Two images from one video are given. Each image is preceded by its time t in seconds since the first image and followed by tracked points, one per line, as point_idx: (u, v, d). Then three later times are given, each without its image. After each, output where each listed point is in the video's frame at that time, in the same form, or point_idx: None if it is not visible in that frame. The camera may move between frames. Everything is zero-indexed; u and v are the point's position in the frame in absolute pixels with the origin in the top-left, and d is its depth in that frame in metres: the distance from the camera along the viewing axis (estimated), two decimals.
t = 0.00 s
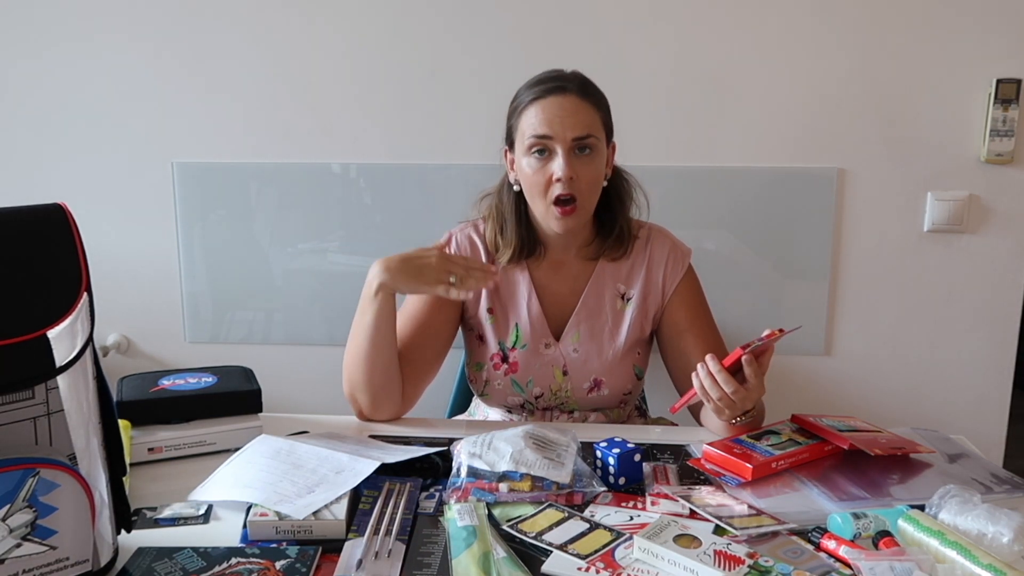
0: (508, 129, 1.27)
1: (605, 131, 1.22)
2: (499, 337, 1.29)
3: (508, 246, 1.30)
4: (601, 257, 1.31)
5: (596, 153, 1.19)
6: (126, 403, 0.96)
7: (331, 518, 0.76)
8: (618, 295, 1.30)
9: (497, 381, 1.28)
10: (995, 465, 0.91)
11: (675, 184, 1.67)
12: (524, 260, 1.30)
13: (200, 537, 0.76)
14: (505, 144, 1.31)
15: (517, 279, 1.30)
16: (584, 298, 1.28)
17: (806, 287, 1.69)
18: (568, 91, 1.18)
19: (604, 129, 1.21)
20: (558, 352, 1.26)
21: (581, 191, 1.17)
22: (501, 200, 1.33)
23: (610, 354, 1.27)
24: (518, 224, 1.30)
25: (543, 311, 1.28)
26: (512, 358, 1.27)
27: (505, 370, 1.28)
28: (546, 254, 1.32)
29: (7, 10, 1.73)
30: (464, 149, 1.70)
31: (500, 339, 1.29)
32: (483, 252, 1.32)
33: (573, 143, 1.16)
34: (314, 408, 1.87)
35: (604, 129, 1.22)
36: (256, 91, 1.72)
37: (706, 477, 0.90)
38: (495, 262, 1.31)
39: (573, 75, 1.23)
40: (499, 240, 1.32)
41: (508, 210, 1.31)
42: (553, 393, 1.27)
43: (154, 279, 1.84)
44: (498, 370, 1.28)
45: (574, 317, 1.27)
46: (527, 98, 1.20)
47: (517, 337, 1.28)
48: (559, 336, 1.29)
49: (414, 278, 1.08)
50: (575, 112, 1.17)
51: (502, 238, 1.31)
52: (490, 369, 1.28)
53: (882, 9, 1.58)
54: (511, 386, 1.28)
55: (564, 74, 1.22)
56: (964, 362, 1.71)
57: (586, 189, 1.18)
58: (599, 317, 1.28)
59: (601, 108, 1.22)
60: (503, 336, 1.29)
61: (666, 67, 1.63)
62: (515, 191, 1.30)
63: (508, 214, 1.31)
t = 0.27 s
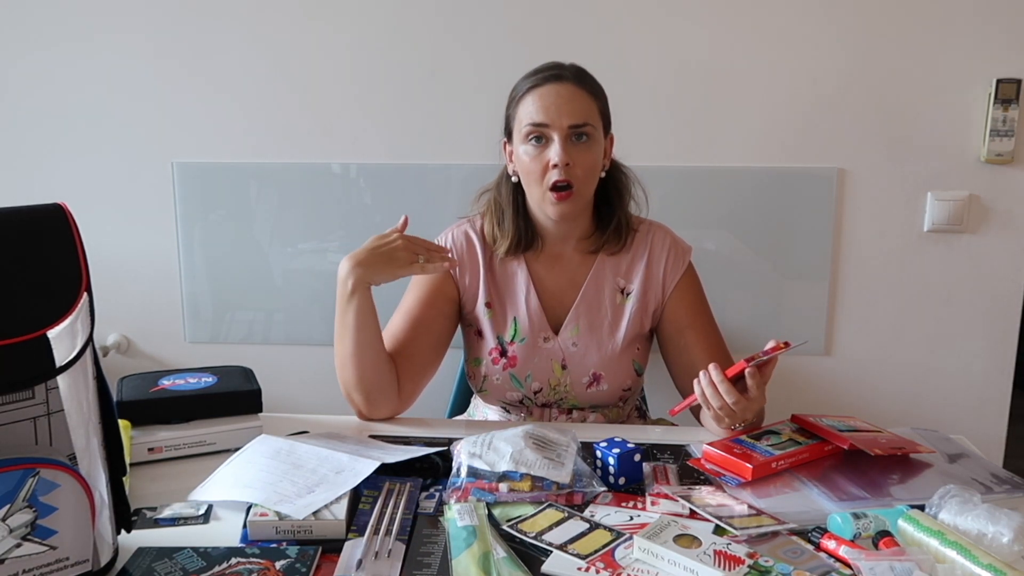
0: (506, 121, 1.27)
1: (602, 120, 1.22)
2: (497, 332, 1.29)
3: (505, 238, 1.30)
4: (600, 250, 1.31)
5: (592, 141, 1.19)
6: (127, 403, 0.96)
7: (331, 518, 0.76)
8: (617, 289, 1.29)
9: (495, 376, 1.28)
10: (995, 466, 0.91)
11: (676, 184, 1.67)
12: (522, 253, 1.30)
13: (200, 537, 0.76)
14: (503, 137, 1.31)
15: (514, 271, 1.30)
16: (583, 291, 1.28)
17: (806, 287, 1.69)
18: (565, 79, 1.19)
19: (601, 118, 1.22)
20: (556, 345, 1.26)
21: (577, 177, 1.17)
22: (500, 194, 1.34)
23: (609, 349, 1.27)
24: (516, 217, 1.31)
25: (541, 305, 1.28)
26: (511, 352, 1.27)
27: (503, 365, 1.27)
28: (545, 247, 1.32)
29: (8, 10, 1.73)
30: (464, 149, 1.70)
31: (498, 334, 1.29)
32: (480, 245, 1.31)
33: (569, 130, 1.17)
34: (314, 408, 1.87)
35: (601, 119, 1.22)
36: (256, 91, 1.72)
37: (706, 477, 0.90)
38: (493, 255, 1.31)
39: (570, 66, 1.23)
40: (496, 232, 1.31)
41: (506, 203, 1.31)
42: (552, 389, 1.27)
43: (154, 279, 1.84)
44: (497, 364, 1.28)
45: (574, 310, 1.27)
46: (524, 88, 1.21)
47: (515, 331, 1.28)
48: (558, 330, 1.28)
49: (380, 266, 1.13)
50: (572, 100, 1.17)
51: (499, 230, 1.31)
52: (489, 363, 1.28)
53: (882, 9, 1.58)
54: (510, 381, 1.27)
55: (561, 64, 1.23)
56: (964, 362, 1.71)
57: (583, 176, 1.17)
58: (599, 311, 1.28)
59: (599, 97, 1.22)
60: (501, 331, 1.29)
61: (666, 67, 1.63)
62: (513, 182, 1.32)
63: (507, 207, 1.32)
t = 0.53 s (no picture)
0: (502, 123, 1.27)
1: (598, 120, 1.22)
2: (497, 333, 1.29)
3: (504, 240, 1.30)
4: (599, 251, 1.31)
5: (589, 140, 1.19)
6: (126, 403, 0.96)
7: (331, 518, 0.76)
8: (617, 290, 1.29)
9: (495, 378, 1.28)
10: (995, 466, 0.91)
11: (676, 184, 1.67)
12: (521, 255, 1.30)
13: (200, 537, 0.76)
14: (500, 139, 1.31)
15: (514, 273, 1.30)
16: (582, 292, 1.28)
17: (806, 287, 1.69)
18: (559, 80, 1.19)
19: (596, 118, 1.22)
20: (556, 346, 1.26)
21: (575, 176, 1.16)
22: (497, 196, 1.33)
23: (609, 350, 1.27)
24: (514, 219, 1.30)
25: (541, 306, 1.28)
26: (510, 353, 1.27)
27: (503, 366, 1.28)
28: (544, 249, 1.32)
29: (8, 10, 1.73)
30: (464, 149, 1.70)
31: (498, 335, 1.29)
32: (479, 247, 1.31)
33: (565, 130, 1.16)
34: (314, 408, 1.87)
35: (596, 119, 1.22)
36: (256, 91, 1.72)
37: (706, 477, 0.90)
38: (493, 257, 1.31)
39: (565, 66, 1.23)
40: (495, 234, 1.31)
41: (505, 205, 1.31)
42: (551, 390, 1.27)
43: (154, 279, 1.84)
44: (497, 366, 1.28)
45: (573, 311, 1.27)
46: (520, 89, 1.21)
47: (515, 332, 1.28)
48: (557, 331, 1.28)
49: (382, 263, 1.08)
50: (567, 100, 1.17)
51: (498, 232, 1.31)
52: (489, 364, 1.28)
53: (882, 9, 1.58)
54: (510, 382, 1.27)
55: (555, 65, 1.23)
56: (964, 362, 1.71)
57: (580, 174, 1.17)
58: (598, 312, 1.28)
59: (593, 97, 1.22)
60: (501, 332, 1.29)
61: (666, 67, 1.63)
62: (511, 184, 1.31)
63: (505, 209, 1.31)
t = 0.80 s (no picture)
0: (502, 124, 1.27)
1: (598, 124, 1.22)
2: (497, 333, 1.29)
3: (504, 240, 1.30)
4: (599, 251, 1.31)
5: (588, 148, 1.19)
6: (126, 403, 0.96)
7: (331, 518, 0.76)
8: (616, 291, 1.29)
9: (495, 378, 1.28)
10: (995, 466, 0.91)
11: (676, 184, 1.67)
12: (521, 255, 1.30)
13: (200, 537, 0.76)
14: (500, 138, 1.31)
15: (514, 273, 1.30)
16: (582, 293, 1.28)
17: (806, 287, 1.69)
18: (559, 86, 1.18)
19: (596, 123, 1.21)
20: (555, 347, 1.26)
21: (575, 185, 1.18)
22: (497, 196, 1.33)
23: (608, 350, 1.27)
24: (514, 219, 1.30)
25: (540, 306, 1.28)
26: (510, 354, 1.27)
27: (503, 366, 1.28)
28: (544, 249, 1.32)
29: (8, 10, 1.73)
30: (464, 149, 1.70)
31: (498, 335, 1.29)
32: (479, 247, 1.31)
33: (564, 140, 1.17)
34: (313, 408, 1.87)
35: (597, 124, 1.22)
36: (256, 91, 1.72)
37: (706, 477, 0.90)
38: (493, 257, 1.31)
39: (566, 70, 1.22)
40: (495, 234, 1.31)
41: (504, 206, 1.31)
42: (551, 390, 1.27)
43: (154, 279, 1.84)
44: (497, 366, 1.28)
45: (573, 312, 1.27)
46: (520, 93, 1.20)
47: (514, 332, 1.28)
48: (557, 331, 1.28)
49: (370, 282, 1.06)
50: (567, 107, 1.17)
51: (498, 232, 1.31)
52: (489, 364, 1.29)
53: (882, 9, 1.58)
54: (509, 383, 1.28)
55: (556, 68, 1.22)
56: (964, 362, 1.71)
57: (581, 183, 1.18)
58: (597, 313, 1.28)
59: (594, 102, 1.21)
60: (501, 332, 1.29)
61: (667, 67, 1.63)
62: (510, 185, 1.31)
63: (505, 210, 1.31)
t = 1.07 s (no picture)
0: (502, 124, 1.27)
1: (596, 124, 1.22)
2: (496, 334, 1.29)
3: (504, 241, 1.30)
4: (598, 252, 1.31)
5: (585, 147, 1.18)
6: (126, 403, 0.96)
7: (331, 518, 0.76)
8: (615, 291, 1.29)
9: (494, 378, 1.28)
10: (995, 466, 0.91)
11: (675, 184, 1.67)
12: (520, 255, 1.30)
13: (200, 537, 0.76)
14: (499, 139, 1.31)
15: (513, 274, 1.30)
16: (580, 294, 1.28)
17: (806, 287, 1.69)
18: (557, 86, 1.18)
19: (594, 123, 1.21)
20: (555, 348, 1.26)
21: (571, 183, 1.17)
22: (497, 196, 1.33)
23: (607, 351, 1.27)
24: (513, 219, 1.31)
25: (540, 307, 1.28)
26: (509, 354, 1.27)
27: (502, 367, 1.28)
28: (543, 250, 1.32)
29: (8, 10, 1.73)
30: (464, 149, 1.70)
31: (497, 336, 1.29)
32: (479, 248, 1.31)
33: (561, 138, 1.16)
34: (314, 408, 1.87)
35: (595, 124, 1.21)
36: (256, 91, 1.72)
37: (706, 476, 0.90)
38: (493, 258, 1.31)
39: (564, 70, 1.22)
40: (495, 235, 1.31)
41: (504, 206, 1.31)
42: (551, 391, 1.27)
43: (154, 279, 1.84)
44: (496, 366, 1.28)
45: (572, 313, 1.27)
46: (519, 92, 1.21)
47: (514, 333, 1.28)
48: (556, 332, 1.28)
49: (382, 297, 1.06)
50: (564, 106, 1.16)
51: (498, 233, 1.31)
52: (488, 365, 1.29)
53: (882, 9, 1.58)
54: (509, 383, 1.28)
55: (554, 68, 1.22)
56: (964, 362, 1.71)
57: (577, 181, 1.17)
58: (597, 314, 1.28)
59: (592, 102, 1.21)
60: (500, 332, 1.29)
61: (666, 67, 1.63)
62: (510, 186, 1.31)
63: (504, 211, 1.31)
